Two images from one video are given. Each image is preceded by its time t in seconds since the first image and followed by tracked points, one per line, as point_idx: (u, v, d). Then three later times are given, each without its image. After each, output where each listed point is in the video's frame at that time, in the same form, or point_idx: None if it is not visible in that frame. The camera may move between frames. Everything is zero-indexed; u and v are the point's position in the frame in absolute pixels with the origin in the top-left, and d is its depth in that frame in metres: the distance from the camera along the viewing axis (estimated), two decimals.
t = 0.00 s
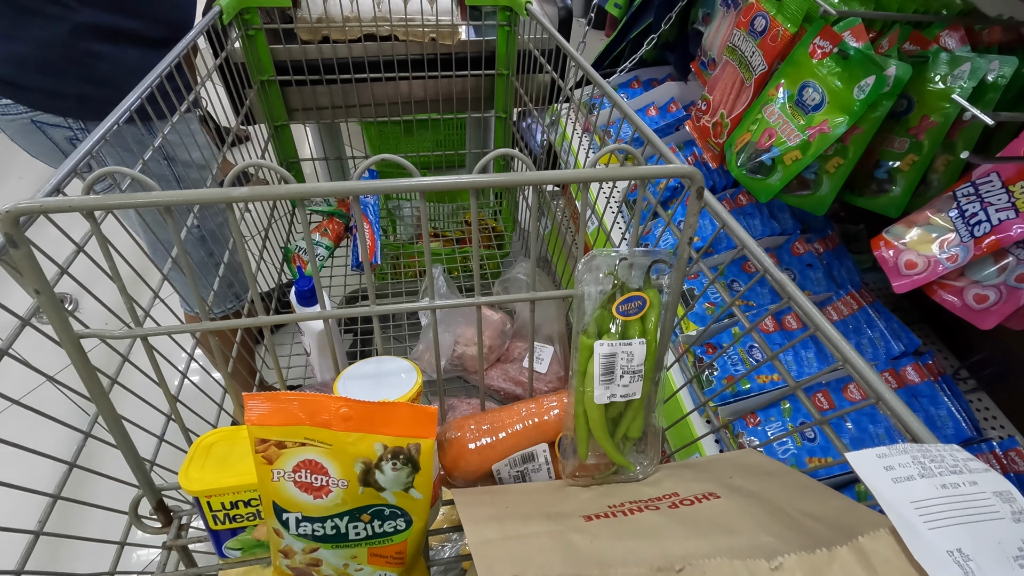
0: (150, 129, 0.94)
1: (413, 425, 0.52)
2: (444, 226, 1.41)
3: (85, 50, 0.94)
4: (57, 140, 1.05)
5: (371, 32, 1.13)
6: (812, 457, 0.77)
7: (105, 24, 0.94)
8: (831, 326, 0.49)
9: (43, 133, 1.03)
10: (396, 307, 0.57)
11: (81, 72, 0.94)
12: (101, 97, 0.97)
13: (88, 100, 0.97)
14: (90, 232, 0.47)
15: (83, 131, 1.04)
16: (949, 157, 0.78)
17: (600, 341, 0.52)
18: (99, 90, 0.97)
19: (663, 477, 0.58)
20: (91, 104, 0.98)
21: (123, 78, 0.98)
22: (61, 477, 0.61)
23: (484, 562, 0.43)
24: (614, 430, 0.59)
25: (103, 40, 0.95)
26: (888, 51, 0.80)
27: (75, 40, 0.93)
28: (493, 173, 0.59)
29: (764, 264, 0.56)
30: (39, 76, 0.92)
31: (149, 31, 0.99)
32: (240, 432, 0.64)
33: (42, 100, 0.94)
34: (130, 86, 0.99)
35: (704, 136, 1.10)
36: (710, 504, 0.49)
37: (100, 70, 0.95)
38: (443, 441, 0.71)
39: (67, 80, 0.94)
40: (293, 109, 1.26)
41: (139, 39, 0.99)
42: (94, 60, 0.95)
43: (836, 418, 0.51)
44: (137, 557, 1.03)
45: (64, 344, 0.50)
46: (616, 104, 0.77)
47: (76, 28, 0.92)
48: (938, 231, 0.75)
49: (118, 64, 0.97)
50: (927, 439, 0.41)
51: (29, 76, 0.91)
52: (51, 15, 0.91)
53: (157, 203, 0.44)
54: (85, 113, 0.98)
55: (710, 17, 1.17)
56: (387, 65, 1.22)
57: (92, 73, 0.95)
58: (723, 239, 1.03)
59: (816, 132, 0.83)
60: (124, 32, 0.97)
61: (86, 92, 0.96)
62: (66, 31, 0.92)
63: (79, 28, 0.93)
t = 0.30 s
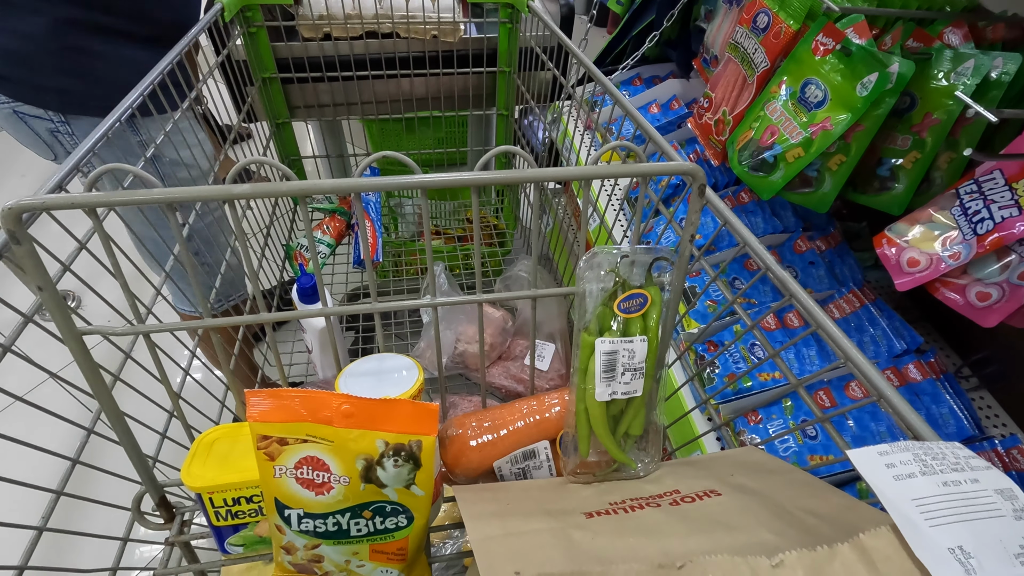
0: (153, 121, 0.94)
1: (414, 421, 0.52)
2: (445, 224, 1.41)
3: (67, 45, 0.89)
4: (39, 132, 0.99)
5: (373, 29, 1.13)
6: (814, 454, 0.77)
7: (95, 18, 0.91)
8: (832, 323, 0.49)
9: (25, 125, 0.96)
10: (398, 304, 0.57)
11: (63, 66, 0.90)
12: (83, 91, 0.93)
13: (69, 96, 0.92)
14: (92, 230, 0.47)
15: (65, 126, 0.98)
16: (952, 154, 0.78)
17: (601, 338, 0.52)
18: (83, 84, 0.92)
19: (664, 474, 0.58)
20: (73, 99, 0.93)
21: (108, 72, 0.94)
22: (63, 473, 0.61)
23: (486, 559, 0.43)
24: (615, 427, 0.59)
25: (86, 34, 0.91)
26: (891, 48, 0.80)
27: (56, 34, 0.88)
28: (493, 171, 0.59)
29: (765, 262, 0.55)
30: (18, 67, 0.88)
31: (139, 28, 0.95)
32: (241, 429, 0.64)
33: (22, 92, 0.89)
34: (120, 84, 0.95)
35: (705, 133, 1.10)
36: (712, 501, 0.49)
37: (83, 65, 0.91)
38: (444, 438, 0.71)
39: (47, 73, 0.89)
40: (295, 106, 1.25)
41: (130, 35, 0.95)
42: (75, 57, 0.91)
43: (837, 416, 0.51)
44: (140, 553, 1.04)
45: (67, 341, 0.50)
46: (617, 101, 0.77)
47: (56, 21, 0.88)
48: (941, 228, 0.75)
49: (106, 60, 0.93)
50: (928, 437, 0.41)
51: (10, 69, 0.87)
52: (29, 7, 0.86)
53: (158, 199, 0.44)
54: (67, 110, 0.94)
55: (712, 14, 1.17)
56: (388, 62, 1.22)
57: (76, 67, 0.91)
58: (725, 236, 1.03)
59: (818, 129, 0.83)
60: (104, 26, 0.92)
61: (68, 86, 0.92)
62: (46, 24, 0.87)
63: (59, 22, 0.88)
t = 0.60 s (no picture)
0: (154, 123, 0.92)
1: (417, 418, 0.52)
2: (447, 221, 1.41)
3: (36, 45, 0.85)
4: (19, 130, 0.97)
5: (376, 25, 1.14)
6: (817, 452, 0.77)
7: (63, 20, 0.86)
8: (836, 321, 0.49)
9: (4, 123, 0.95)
10: (400, 301, 0.57)
11: (35, 69, 0.86)
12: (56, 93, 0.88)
13: (42, 98, 0.88)
14: (96, 227, 0.47)
15: (42, 127, 0.95)
16: (957, 151, 0.78)
17: (604, 335, 0.52)
18: (53, 85, 0.88)
19: (666, 472, 0.58)
20: (45, 101, 0.89)
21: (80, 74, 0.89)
22: (68, 469, 0.61)
23: (488, 555, 0.44)
24: (618, 424, 0.59)
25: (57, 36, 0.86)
26: (897, 44, 0.79)
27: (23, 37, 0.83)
28: (496, 167, 0.59)
29: (769, 259, 0.55)
30: None
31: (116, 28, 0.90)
32: (244, 425, 0.65)
33: None
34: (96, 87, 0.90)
35: (709, 130, 1.09)
36: (714, 499, 0.49)
37: (54, 68, 0.87)
38: (447, 435, 0.71)
39: (19, 75, 0.85)
40: (297, 103, 1.24)
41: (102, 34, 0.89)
42: (43, 60, 0.86)
43: (840, 414, 0.51)
44: (144, 548, 1.04)
45: (71, 337, 0.50)
46: (621, 97, 0.76)
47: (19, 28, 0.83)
48: (945, 226, 0.74)
49: (77, 64, 0.88)
50: (932, 434, 0.41)
51: None
52: None
53: (161, 196, 0.44)
54: (42, 112, 0.90)
55: (715, 10, 1.16)
56: (391, 58, 1.22)
57: (48, 70, 0.86)
58: (728, 233, 1.03)
59: (823, 126, 0.82)
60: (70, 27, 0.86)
61: (40, 88, 0.87)
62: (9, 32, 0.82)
63: (24, 25, 0.83)
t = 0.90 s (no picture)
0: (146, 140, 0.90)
1: (419, 416, 0.52)
2: (449, 219, 1.41)
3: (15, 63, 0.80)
4: (5, 143, 0.94)
5: (378, 22, 1.15)
6: (819, 451, 0.77)
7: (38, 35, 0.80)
8: (840, 319, 0.49)
9: None
10: (403, 299, 0.57)
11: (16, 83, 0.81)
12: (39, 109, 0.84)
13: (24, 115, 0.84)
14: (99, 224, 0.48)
15: (28, 142, 0.92)
16: (961, 149, 0.77)
17: (606, 333, 0.52)
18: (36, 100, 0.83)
19: (668, 470, 0.58)
20: (29, 118, 0.85)
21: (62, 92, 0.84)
22: (71, 466, 0.61)
23: (490, 553, 0.44)
24: (619, 422, 0.59)
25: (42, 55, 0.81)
26: (901, 41, 0.79)
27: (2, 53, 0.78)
28: (498, 165, 0.59)
29: (771, 257, 0.55)
30: None
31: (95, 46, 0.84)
32: (247, 422, 0.65)
33: None
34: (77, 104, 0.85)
35: (711, 127, 1.09)
36: (716, 497, 0.49)
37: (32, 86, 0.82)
38: (448, 433, 0.71)
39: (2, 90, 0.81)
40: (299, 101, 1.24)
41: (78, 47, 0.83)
42: (24, 79, 0.81)
43: (843, 412, 0.51)
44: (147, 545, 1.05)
45: (74, 334, 0.50)
46: (623, 95, 0.76)
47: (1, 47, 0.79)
48: (949, 224, 0.74)
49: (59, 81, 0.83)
50: (935, 433, 0.41)
51: None
52: None
53: (163, 193, 0.44)
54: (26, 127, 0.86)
55: (717, 7, 1.16)
56: (392, 56, 1.22)
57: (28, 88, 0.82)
58: (730, 231, 1.02)
59: (826, 124, 0.82)
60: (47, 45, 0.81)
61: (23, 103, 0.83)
62: None
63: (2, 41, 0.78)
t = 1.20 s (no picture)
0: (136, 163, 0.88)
1: (420, 414, 0.52)
2: (450, 218, 1.42)
3: None
4: None
5: (379, 21, 1.16)
6: (820, 450, 0.77)
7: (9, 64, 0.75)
8: (840, 318, 0.49)
9: None
10: (404, 298, 0.57)
11: None
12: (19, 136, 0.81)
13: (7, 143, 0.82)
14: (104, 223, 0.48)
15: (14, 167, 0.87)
16: (962, 148, 0.77)
17: (607, 332, 0.52)
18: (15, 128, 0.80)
19: (668, 468, 0.58)
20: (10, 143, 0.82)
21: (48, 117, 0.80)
22: (73, 465, 0.61)
23: (491, 550, 0.44)
24: (620, 421, 0.59)
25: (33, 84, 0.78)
26: (902, 40, 0.79)
27: None
28: (499, 165, 0.59)
29: (772, 256, 0.55)
30: None
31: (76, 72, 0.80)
32: (249, 420, 0.65)
33: None
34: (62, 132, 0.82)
35: (713, 126, 1.09)
36: (716, 495, 0.49)
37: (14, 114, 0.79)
38: (450, 431, 0.71)
39: None
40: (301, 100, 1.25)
41: (58, 74, 0.79)
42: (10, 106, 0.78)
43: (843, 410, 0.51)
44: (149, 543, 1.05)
45: (77, 332, 0.51)
46: (624, 95, 0.76)
47: None
48: (950, 223, 0.74)
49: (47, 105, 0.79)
50: (936, 432, 0.41)
51: None
52: None
53: (165, 192, 0.45)
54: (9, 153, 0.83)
55: (719, 6, 1.16)
56: (393, 56, 1.22)
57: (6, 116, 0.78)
58: (731, 231, 1.02)
59: (827, 123, 0.82)
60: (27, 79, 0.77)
61: None
62: None
63: None
